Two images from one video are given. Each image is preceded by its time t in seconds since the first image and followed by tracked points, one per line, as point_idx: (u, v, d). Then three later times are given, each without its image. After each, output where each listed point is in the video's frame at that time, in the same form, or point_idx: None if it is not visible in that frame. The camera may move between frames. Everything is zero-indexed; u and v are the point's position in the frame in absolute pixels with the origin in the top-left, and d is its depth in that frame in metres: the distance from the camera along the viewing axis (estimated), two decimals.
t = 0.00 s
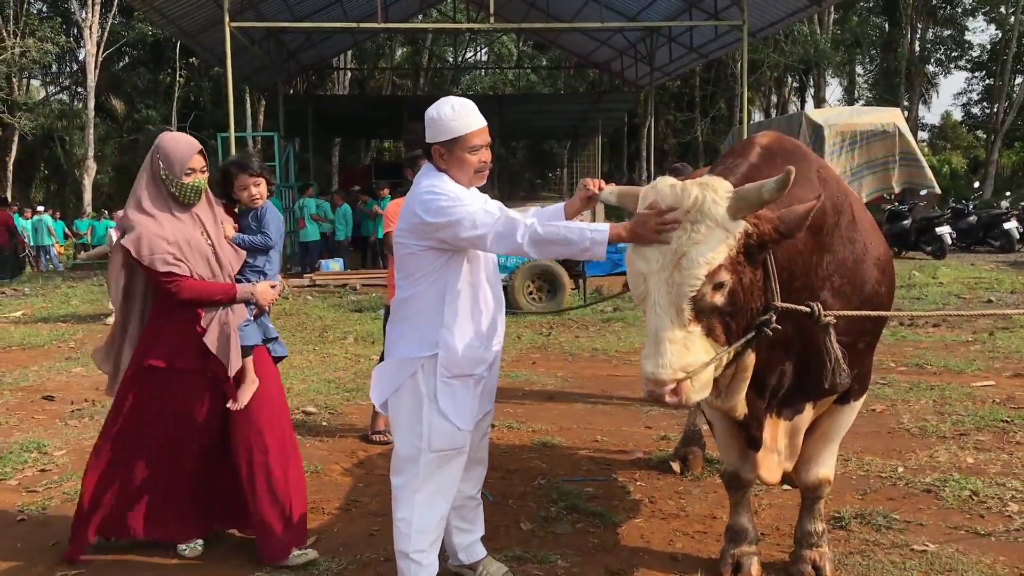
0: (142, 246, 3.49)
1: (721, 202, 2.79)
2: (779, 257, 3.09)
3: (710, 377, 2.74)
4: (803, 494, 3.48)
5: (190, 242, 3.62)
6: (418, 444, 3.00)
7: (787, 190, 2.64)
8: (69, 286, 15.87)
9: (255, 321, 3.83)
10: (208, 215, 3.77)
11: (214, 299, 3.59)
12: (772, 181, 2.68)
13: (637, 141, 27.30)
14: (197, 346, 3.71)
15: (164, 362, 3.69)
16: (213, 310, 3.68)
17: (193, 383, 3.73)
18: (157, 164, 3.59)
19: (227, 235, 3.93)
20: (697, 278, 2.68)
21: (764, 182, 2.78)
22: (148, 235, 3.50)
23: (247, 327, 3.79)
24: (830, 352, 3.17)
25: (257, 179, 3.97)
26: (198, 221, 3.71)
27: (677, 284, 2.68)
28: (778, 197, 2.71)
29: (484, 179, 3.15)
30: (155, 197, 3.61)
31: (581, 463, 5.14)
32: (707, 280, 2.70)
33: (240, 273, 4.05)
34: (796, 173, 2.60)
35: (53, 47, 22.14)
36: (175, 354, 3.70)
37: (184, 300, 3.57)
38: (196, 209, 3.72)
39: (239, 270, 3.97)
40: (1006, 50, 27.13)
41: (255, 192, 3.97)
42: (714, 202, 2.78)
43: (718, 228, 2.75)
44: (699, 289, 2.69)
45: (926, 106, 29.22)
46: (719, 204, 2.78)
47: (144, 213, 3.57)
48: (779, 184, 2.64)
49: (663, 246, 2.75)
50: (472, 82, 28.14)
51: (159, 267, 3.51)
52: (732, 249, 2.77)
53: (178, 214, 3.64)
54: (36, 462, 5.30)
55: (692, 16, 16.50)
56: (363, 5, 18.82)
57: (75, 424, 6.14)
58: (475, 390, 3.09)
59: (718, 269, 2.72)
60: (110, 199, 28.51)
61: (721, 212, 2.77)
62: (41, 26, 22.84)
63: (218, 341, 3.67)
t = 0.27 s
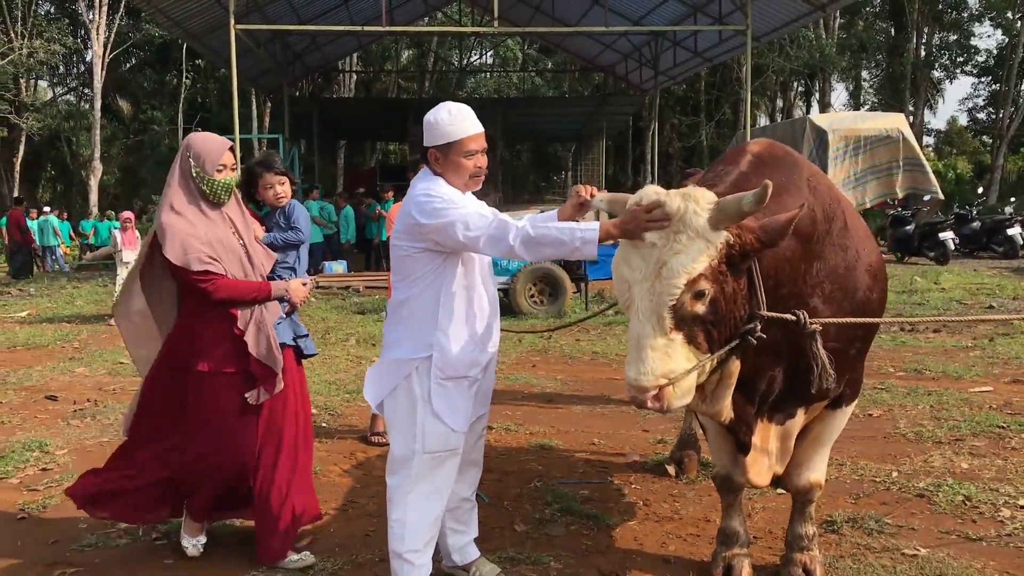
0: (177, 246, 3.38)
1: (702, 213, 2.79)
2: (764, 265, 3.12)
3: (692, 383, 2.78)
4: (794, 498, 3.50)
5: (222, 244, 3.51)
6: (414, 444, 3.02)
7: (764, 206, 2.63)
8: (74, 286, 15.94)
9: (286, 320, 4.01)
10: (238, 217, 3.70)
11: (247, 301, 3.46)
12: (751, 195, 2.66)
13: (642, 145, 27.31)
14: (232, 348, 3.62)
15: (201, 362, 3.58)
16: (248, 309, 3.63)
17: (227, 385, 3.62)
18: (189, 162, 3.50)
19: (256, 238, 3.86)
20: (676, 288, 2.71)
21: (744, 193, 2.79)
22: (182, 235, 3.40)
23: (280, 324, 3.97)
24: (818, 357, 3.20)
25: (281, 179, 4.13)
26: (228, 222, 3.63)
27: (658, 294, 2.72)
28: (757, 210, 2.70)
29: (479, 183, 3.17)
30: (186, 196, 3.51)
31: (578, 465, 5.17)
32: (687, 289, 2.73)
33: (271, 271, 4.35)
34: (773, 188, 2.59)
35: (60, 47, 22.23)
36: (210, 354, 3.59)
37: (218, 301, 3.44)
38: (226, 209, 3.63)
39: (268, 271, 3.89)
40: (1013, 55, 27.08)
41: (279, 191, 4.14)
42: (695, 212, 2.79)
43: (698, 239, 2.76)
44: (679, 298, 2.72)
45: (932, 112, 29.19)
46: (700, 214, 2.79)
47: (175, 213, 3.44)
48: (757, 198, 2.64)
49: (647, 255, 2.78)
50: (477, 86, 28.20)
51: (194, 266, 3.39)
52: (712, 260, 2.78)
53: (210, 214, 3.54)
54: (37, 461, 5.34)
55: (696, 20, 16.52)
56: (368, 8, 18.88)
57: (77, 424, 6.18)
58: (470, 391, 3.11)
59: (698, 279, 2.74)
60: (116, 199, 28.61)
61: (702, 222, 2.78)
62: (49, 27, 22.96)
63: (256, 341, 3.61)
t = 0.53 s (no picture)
0: (192, 249, 3.29)
1: (689, 222, 2.83)
2: (753, 273, 3.14)
3: (679, 389, 2.80)
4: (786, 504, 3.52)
5: (239, 248, 3.43)
6: (401, 447, 3.05)
7: (749, 216, 2.69)
8: (83, 289, 16.05)
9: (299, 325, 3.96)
10: (253, 218, 3.60)
11: (260, 307, 3.37)
12: (736, 205, 2.71)
13: (650, 151, 27.33)
14: (251, 354, 3.54)
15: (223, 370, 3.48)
16: (262, 315, 3.56)
17: (250, 391, 3.54)
18: (202, 162, 3.41)
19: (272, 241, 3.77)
20: (663, 296, 2.73)
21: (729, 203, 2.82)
22: (198, 239, 3.31)
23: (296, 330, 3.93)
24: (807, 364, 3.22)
25: (297, 183, 4.17)
26: (244, 224, 3.55)
27: (645, 301, 2.74)
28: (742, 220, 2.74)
29: (456, 190, 3.19)
30: (201, 197, 3.41)
31: (576, 470, 5.18)
32: (674, 297, 2.75)
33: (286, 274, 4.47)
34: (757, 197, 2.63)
35: (73, 52, 22.42)
36: (232, 363, 3.49)
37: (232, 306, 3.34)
38: (241, 211, 3.55)
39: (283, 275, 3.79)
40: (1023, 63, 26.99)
41: (295, 196, 4.19)
42: (682, 221, 2.82)
43: (684, 247, 2.79)
44: (666, 306, 2.74)
45: (942, 119, 29.10)
46: (687, 223, 2.82)
47: (193, 217, 3.36)
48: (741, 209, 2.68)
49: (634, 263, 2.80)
50: (485, 92, 28.29)
51: (210, 271, 3.30)
52: (699, 268, 2.81)
53: (225, 216, 3.47)
54: (41, 461, 5.39)
55: (704, 27, 16.54)
56: (378, 14, 18.98)
57: (81, 426, 6.24)
58: (457, 394, 3.14)
59: (685, 287, 2.77)
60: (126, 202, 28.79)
61: (689, 231, 2.81)
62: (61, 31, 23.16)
63: (277, 346, 3.56)
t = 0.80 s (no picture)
0: (198, 257, 3.28)
1: (688, 227, 2.85)
2: (750, 278, 3.16)
3: (680, 394, 2.79)
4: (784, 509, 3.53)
5: (242, 252, 3.43)
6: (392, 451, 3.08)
7: (748, 220, 2.73)
8: (95, 294, 16.18)
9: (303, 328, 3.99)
10: (257, 224, 3.62)
11: (267, 312, 3.36)
12: (736, 210, 2.76)
13: (660, 159, 27.35)
14: (254, 360, 3.56)
15: (224, 375, 3.50)
16: (269, 321, 3.57)
17: (253, 396, 3.58)
18: (206, 168, 3.41)
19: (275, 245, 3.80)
20: (665, 300, 2.73)
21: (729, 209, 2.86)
22: (204, 246, 3.29)
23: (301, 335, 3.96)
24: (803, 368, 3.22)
25: (304, 187, 4.24)
26: (249, 230, 3.57)
27: (646, 306, 2.74)
28: (742, 224, 2.78)
29: (440, 193, 3.18)
30: (205, 203, 3.40)
31: (578, 474, 5.20)
32: (676, 303, 2.76)
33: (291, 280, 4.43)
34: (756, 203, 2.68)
35: (88, 59, 22.65)
36: (235, 369, 3.51)
37: (240, 311, 3.33)
38: (245, 217, 3.55)
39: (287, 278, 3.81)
40: None
41: (301, 199, 4.27)
42: (682, 226, 2.85)
43: (685, 252, 2.81)
44: (668, 311, 2.74)
45: (954, 127, 28.99)
46: (686, 228, 2.85)
47: (196, 222, 3.33)
48: (741, 214, 2.73)
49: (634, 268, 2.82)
50: (496, 99, 28.41)
51: (214, 278, 3.29)
52: (700, 274, 2.82)
53: (230, 220, 3.47)
54: (49, 462, 5.45)
55: (714, 34, 16.57)
56: (389, 21, 19.09)
57: (90, 428, 6.30)
58: (447, 399, 3.15)
59: (686, 292, 2.77)
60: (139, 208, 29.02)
61: (689, 237, 2.83)
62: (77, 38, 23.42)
63: (284, 356, 3.61)
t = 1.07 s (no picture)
0: (190, 261, 3.22)
1: (704, 235, 2.88)
2: (760, 288, 3.17)
3: (694, 404, 2.80)
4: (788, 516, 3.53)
5: (236, 257, 3.36)
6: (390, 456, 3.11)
7: (766, 227, 2.75)
8: (107, 300, 16.29)
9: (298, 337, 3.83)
10: (253, 229, 3.55)
11: (260, 319, 3.27)
12: (753, 218, 2.78)
13: (670, 165, 27.35)
14: (247, 367, 3.42)
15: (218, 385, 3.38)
16: (260, 327, 3.41)
17: (248, 405, 3.43)
18: (200, 172, 3.36)
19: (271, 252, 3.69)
20: (681, 309, 2.75)
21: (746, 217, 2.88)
22: (196, 251, 3.24)
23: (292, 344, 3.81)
24: (811, 380, 3.25)
25: (305, 195, 4.18)
26: (243, 235, 3.49)
27: (661, 314, 2.75)
28: (758, 232, 2.81)
29: (447, 203, 3.21)
30: (202, 207, 3.35)
31: (585, 481, 5.20)
32: (692, 311, 2.77)
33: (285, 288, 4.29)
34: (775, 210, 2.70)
35: (101, 66, 22.84)
36: (228, 379, 3.39)
37: (231, 317, 3.27)
38: (240, 222, 3.48)
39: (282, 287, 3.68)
40: None
41: (301, 207, 4.21)
42: (697, 235, 2.87)
43: (701, 261, 2.83)
44: (684, 319, 2.76)
45: (967, 134, 28.85)
46: (702, 236, 2.87)
47: (190, 226, 3.29)
48: (759, 220, 2.75)
49: (648, 277, 2.82)
50: (507, 106, 28.48)
51: (204, 283, 3.22)
52: (715, 282, 2.84)
53: (224, 225, 3.39)
54: (58, 467, 5.50)
55: (724, 41, 16.56)
56: (399, 29, 19.18)
57: (99, 433, 6.35)
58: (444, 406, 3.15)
59: (701, 300, 2.79)
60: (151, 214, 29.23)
61: (704, 245, 2.85)
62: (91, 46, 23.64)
63: (274, 361, 3.46)
